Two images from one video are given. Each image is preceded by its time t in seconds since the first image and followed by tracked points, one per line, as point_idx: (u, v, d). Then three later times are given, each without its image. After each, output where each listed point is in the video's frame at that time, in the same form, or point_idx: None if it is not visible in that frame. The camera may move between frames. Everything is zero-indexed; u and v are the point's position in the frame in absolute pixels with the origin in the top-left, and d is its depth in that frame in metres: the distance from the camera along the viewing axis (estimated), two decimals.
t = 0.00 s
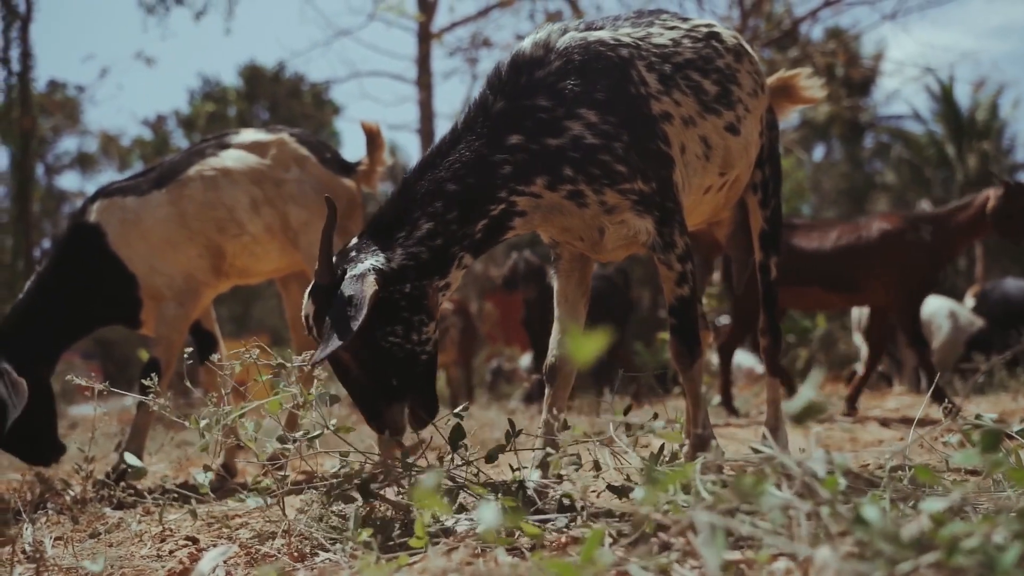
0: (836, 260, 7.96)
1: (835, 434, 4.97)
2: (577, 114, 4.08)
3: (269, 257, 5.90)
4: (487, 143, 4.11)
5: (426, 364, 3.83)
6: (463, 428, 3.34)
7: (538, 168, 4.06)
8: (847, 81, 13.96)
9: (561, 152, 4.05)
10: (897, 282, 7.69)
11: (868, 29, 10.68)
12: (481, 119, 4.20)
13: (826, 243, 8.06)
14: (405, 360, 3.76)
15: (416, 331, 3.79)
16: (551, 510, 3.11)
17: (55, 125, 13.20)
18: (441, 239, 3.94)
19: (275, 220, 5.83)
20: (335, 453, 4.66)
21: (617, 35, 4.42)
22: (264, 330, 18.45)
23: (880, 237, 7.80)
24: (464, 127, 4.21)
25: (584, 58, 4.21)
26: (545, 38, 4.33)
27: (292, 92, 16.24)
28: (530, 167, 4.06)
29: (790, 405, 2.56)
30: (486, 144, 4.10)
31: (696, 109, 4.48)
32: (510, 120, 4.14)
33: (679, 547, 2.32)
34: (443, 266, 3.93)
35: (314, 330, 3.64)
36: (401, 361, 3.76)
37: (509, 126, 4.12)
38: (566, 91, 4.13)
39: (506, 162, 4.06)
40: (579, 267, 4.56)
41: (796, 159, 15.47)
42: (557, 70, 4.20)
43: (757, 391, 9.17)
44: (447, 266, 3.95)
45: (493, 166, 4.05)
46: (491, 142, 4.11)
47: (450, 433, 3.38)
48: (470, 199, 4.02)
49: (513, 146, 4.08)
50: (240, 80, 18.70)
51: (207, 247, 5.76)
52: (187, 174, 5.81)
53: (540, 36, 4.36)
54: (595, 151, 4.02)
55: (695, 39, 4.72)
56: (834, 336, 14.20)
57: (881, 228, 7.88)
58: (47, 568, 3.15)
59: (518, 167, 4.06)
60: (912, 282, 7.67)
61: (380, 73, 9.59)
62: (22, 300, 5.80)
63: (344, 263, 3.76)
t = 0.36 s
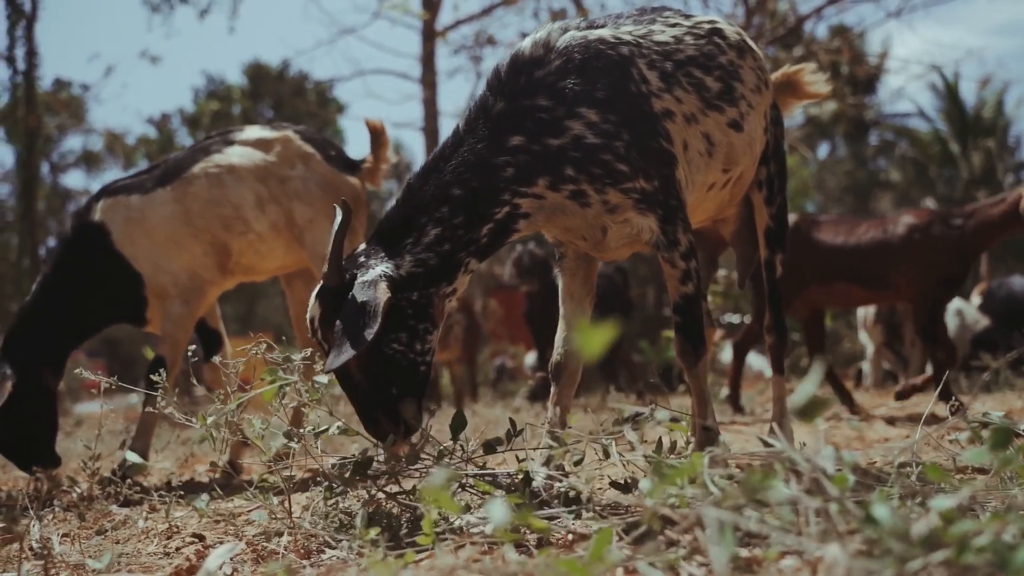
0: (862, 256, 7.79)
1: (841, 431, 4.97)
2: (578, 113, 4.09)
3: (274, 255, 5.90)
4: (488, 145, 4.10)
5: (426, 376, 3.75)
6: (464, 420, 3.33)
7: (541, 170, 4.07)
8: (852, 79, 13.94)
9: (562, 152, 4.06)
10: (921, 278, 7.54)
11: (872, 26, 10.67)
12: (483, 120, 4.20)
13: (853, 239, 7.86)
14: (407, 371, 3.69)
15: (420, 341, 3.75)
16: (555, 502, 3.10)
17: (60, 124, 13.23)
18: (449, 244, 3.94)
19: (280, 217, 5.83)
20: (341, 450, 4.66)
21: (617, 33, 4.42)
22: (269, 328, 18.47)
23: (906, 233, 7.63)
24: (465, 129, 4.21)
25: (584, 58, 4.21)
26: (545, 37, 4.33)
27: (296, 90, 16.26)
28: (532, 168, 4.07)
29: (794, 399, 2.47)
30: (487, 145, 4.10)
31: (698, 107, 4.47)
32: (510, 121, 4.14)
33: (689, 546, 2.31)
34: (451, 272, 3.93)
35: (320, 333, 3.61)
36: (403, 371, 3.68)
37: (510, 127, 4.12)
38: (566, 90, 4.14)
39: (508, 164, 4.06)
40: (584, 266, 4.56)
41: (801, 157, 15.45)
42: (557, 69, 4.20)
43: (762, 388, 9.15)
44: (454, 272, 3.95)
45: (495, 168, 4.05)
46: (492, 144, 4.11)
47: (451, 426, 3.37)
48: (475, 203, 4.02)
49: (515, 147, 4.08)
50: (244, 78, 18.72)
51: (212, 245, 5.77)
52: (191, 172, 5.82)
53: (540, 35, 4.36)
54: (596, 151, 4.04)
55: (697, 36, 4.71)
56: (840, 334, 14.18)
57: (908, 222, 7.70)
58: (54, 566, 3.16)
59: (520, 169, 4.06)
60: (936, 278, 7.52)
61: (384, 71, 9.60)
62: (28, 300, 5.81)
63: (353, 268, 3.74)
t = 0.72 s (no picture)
0: (889, 257, 7.63)
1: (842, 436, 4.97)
2: (575, 118, 4.09)
3: (275, 258, 5.90)
4: (486, 152, 4.10)
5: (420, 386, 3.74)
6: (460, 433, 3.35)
7: (539, 176, 4.07)
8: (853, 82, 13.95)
9: (560, 158, 4.06)
10: (949, 279, 7.45)
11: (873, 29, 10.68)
12: (480, 128, 4.19)
13: (879, 239, 7.71)
14: (401, 379, 3.67)
15: (420, 349, 3.74)
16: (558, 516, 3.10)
17: (61, 127, 13.23)
18: (451, 254, 3.94)
19: (282, 220, 5.84)
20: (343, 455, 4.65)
21: (614, 38, 4.42)
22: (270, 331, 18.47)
23: (934, 233, 7.54)
24: (462, 136, 4.20)
25: (581, 63, 4.21)
26: (542, 43, 4.33)
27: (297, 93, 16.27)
28: (530, 174, 4.07)
29: (804, 404, 2.48)
30: (485, 152, 4.09)
31: (696, 111, 4.47)
32: (507, 128, 4.13)
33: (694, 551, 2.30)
34: (454, 282, 3.93)
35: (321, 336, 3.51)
36: (398, 380, 3.66)
37: (508, 134, 4.12)
38: (563, 96, 4.14)
39: (506, 171, 4.06)
40: (584, 271, 4.55)
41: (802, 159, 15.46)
42: (554, 75, 4.20)
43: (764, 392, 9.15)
44: (457, 281, 3.94)
45: (493, 175, 4.04)
46: (490, 151, 4.10)
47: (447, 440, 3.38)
48: (475, 212, 4.01)
49: (513, 154, 4.08)
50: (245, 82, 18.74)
51: (213, 248, 5.77)
52: (193, 176, 5.82)
53: (536, 41, 4.36)
54: (594, 156, 4.04)
55: (695, 40, 4.71)
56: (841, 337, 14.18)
57: (936, 221, 7.63)
58: (56, 571, 3.16)
59: (519, 176, 4.06)
60: (961, 279, 7.45)
61: (384, 74, 9.60)
62: (32, 307, 5.82)
63: (361, 271, 3.72)
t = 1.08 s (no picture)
0: (915, 257, 7.52)
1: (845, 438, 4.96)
2: (573, 122, 4.10)
3: (278, 259, 5.89)
4: (486, 156, 4.10)
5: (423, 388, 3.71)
6: (462, 440, 3.34)
7: (537, 180, 4.09)
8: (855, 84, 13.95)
9: (558, 161, 4.08)
10: (973, 279, 7.34)
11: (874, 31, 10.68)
12: (479, 132, 4.19)
13: (905, 239, 7.62)
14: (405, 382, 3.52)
15: (421, 350, 3.71)
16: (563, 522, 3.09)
17: (63, 129, 13.26)
18: (453, 257, 3.93)
19: (284, 221, 5.84)
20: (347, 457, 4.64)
21: (613, 41, 4.43)
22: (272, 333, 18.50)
23: (961, 232, 7.42)
24: (461, 140, 4.21)
25: (579, 66, 4.22)
26: (540, 46, 4.35)
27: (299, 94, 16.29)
28: (530, 179, 4.08)
29: (808, 405, 2.48)
30: (484, 156, 4.10)
31: (695, 113, 4.47)
32: (505, 133, 4.14)
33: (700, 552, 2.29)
34: (455, 284, 3.93)
35: (321, 333, 3.44)
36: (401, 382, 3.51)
37: (506, 138, 4.13)
38: (561, 99, 4.15)
39: (506, 175, 4.07)
40: (585, 273, 4.56)
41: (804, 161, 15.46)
42: (552, 78, 4.22)
43: (766, 394, 9.14)
44: (458, 284, 3.94)
45: (493, 180, 4.05)
46: (489, 156, 4.11)
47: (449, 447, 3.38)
48: (475, 216, 4.01)
49: (512, 158, 4.09)
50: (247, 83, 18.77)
51: (216, 251, 5.77)
52: (195, 178, 5.82)
53: (535, 44, 4.38)
54: (592, 160, 4.05)
55: (694, 42, 4.71)
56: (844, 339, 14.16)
57: (964, 221, 7.49)
58: (61, 572, 3.17)
59: (518, 180, 4.07)
60: (987, 279, 7.34)
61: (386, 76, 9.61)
62: (37, 310, 5.83)
63: (365, 269, 3.68)
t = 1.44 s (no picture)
0: (943, 258, 7.39)
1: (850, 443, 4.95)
2: (574, 126, 4.10)
3: (283, 262, 5.89)
4: (487, 159, 4.10)
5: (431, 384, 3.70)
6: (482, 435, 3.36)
7: (537, 184, 4.08)
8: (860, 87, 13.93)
9: (559, 165, 4.07)
10: (997, 283, 7.03)
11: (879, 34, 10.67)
12: (480, 135, 4.19)
13: (935, 240, 7.49)
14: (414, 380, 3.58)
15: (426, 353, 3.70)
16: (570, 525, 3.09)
17: (69, 131, 13.28)
18: (455, 260, 3.93)
19: (288, 224, 5.85)
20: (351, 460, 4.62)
21: (614, 45, 4.43)
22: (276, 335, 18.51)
23: (994, 236, 7.12)
24: (462, 142, 4.21)
25: (580, 70, 4.22)
26: (541, 50, 4.35)
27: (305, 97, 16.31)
28: (530, 183, 4.08)
29: (817, 411, 2.54)
30: (485, 159, 4.10)
31: (696, 116, 4.46)
32: (506, 136, 4.14)
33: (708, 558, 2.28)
34: (456, 288, 3.93)
35: (324, 334, 3.48)
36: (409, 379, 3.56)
37: (507, 142, 4.13)
38: (562, 103, 4.15)
39: (508, 179, 4.07)
40: (587, 277, 4.55)
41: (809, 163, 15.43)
42: (553, 82, 4.21)
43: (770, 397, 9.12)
44: (459, 287, 3.95)
45: (494, 184, 4.05)
46: (490, 159, 4.10)
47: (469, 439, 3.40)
48: (476, 220, 4.01)
49: (513, 162, 4.09)
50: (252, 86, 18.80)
51: (220, 253, 5.77)
52: (199, 180, 5.82)
53: (536, 48, 4.38)
54: (592, 164, 4.05)
55: (696, 46, 4.71)
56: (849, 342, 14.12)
57: (999, 224, 7.17)
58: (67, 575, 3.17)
59: (519, 183, 4.07)
60: (1012, 286, 6.96)
61: (391, 78, 9.65)
62: (43, 312, 5.83)
63: (371, 269, 3.69)
